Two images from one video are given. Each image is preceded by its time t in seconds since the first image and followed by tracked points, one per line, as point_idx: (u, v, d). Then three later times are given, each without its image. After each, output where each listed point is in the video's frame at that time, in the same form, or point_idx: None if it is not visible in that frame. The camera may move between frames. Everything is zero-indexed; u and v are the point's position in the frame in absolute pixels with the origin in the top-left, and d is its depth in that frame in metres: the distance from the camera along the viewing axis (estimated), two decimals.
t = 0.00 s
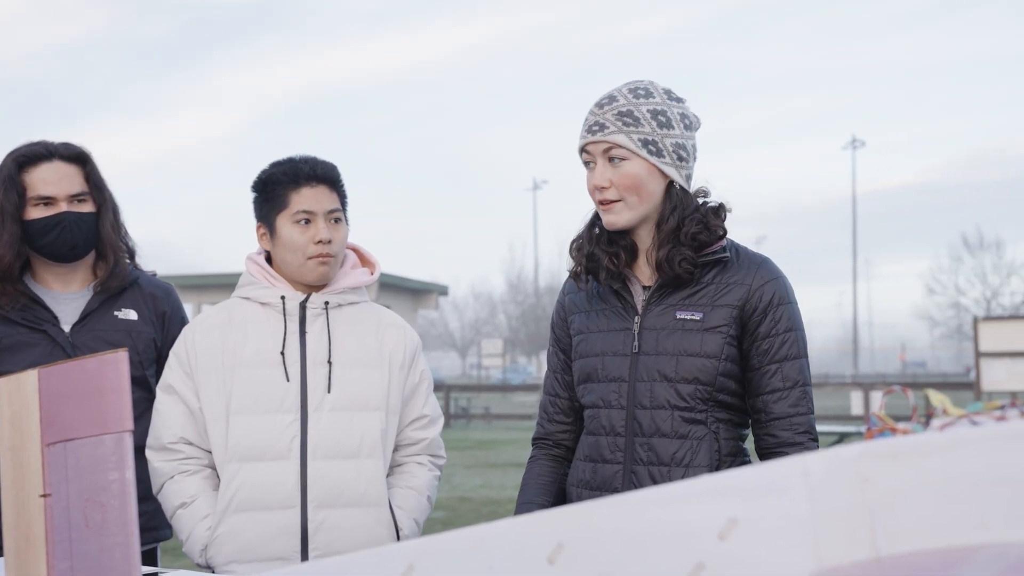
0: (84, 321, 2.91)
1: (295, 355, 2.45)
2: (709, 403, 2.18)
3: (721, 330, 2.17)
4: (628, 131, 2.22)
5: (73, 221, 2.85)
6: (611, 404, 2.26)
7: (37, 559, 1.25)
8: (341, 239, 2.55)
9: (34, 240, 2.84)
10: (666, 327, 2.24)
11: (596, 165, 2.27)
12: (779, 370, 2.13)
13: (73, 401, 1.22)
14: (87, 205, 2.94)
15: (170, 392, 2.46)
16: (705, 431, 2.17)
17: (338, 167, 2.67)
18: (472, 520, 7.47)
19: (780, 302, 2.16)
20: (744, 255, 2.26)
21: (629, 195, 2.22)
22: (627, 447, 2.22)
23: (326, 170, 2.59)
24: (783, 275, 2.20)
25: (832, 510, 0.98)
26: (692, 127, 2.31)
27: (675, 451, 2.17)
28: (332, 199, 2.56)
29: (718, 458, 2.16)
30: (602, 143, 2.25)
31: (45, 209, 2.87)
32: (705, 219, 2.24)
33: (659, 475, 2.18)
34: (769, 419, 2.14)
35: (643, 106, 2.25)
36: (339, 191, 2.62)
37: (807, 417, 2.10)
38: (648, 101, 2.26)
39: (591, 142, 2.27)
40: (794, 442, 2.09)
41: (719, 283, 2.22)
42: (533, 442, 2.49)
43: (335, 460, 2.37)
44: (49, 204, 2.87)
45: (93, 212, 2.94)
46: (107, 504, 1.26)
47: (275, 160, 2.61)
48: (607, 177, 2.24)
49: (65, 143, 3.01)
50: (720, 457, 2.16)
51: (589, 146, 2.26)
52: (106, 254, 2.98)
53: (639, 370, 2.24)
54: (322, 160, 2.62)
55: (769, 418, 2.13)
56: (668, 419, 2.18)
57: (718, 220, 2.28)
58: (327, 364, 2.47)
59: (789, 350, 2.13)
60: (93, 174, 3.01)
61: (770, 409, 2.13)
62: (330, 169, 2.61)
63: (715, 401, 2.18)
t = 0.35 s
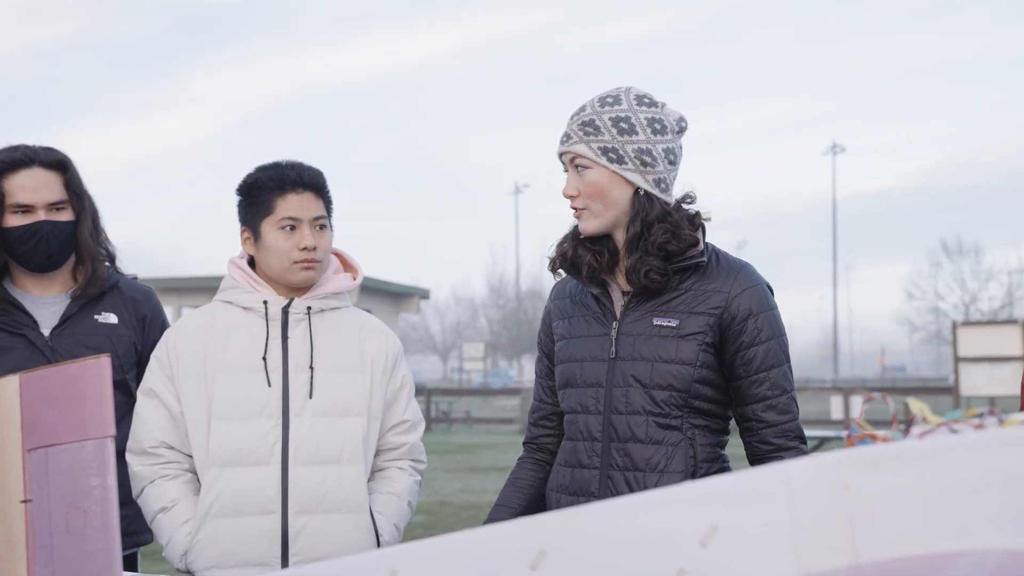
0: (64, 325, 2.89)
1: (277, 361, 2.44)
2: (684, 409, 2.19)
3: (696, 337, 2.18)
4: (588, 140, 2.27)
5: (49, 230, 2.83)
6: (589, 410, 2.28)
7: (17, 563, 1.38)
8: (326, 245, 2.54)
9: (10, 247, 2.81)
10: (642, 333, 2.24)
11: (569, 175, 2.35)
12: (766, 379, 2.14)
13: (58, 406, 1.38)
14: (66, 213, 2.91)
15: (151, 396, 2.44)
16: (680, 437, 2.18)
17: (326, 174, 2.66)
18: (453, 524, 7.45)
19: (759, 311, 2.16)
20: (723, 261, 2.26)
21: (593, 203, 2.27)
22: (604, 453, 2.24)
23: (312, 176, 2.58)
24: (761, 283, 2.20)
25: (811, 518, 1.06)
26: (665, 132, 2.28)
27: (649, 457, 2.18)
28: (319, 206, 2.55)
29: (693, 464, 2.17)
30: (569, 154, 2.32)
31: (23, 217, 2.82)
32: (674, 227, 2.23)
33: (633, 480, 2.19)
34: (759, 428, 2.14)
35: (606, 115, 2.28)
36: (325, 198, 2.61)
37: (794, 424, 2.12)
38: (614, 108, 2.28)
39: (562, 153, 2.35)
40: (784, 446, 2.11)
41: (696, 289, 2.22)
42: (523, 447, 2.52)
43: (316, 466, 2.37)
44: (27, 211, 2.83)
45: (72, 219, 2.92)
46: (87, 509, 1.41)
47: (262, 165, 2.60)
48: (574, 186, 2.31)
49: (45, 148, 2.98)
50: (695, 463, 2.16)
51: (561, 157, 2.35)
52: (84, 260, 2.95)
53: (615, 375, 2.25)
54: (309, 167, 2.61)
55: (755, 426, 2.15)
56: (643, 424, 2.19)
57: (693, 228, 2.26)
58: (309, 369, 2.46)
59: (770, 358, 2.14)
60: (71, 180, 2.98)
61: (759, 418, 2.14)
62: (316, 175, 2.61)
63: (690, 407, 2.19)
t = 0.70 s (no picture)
0: (40, 328, 2.86)
1: (258, 366, 2.43)
2: (663, 414, 2.20)
3: (676, 343, 2.20)
4: (564, 146, 2.30)
5: (24, 228, 2.81)
6: (568, 413, 2.28)
7: None
8: (306, 249, 2.53)
9: None
10: (623, 338, 2.26)
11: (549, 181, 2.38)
12: (744, 387, 2.16)
13: None
14: (42, 212, 2.89)
15: (129, 399, 2.42)
16: (658, 442, 2.19)
17: (307, 177, 2.65)
18: (430, 528, 7.43)
19: (738, 318, 2.18)
20: (705, 268, 2.28)
21: (570, 209, 2.29)
22: (582, 456, 2.24)
23: (293, 179, 2.57)
24: (741, 290, 2.22)
25: (789, 521, 1.10)
26: (641, 137, 2.29)
27: (628, 461, 2.19)
28: (299, 209, 2.54)
29: (670, 469, 2.18)
30: (547, 160, 2.35)
31: None
32: (652, 234, 2.24)
33: (611, 484, 2.19)
34: (735, 435, 2.16)
35: (582, 121, 2.30)
36: (305, 201, 2.61)
37: (771, 431, 2.13)
38: (591, 113, 2.30)
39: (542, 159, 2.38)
40: (760, 453, 2.13)
41: (677, 296, 2.24)
42: (504, 449, 2.53)
43: (297, 471, 2.36)
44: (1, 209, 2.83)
45: (48, 218, 2.90)
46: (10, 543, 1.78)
47: (242, 168, 2.59)
48: (551, 192, 2.33)
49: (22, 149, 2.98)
50: (672, 468, 2.18)
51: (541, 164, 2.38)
52: (62, 260, 2.92)
53: (595, 379, 2.26)
54: (289, 170, 2.60)
55: (732, 432, 2.16)
56: (621, 429, 2.20)
57: (672, 235, 2.26)
58: (290, 374, 2.45)
59: (749, 366, 2.16)
60: (49, 179, 2.94)
61: (736, 425, 2.16)
62: (297, 179, 2.60)
63: (668, 412, 2.21)
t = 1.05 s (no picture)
0: (16, 331, 2.83)
1: (237, 369, 2.42)
2: (642, 418, 2.21)
3: (656, 347, 2.21)
4: (542, 153, 2.32)
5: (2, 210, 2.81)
6: (549, 416, 2.29)
7: None
8: (286, 252, 2.53)
9: None
10: (604, 341, 2.27)
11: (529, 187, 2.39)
12: (723, 392, 2.17)
13: None
14: (19, 200, 2.89)
15: (107, 402, 2.40)
16: (638, 445, 2.20)
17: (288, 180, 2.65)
18: (407, 530, 7.43)
19: (719, 323, 2.20)
20: (686, 273, 2.29)
21: (549, 215, 2.31)
22: (562, 459, 2.25)
23: (274, 183, 2.57)
24: (722, 295, 2.24)
25: (766, 524, 1.11)
26: (619, 144, 2.30)
27: (606, 464, 2.20)
28: (280, 212, 2.54)
29: (649, 472, 2.19)
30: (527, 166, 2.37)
31: None
32: (627, 243, 2.25)
33: (589, 487, 2.20)
34: (714, 439, 2.17)
35: (560, 128, 2.32)
36: (286, 205, 2.60)
37: (749, 436, 2.15)
38: (569, 120, 2.32)
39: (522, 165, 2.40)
40: (739, 458, 2.14)
41: (658, 300, 2.25)
42: (487, 450, 2.54)
43: (277, 474, 2.35)
44: None
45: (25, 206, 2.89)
46: None
47: (223, 171, 2.58)
48: (531, 199, 2.35)
49: None
50: (651, 471, 2.19)
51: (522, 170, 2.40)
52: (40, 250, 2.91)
53: (576, 382, 2.27)
54: (270, 173, 2.60)
55: (711, 437, 2.18)
56: (600, 432, 2.21)
57: (647, 242, 2.29)
58: (270, 378, 2.44)
59: (729, 371, 2.17)
60: (25, 170, 2.93)
61: (714, 429, 2.17)
62: (278, 182, 2.59)
63: (648, 416, 2.22)
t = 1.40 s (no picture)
0: None
1: (216, 371, 2.41)
2: (624, 420, 2.23)
3: (639, 350, 2.23)
4: (537, 154, 2.31)
5: None
6: (531, 417, 2.30)
7: None
8: (265, 255, 2.52)
9: None
10: (587, 344, 2.28)
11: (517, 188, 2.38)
12: (704, 395, 2.19)
13: None
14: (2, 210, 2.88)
15: (84, 404, 2.39)
16: (619, 447, 2.21)
17: (267, 184, 2.64)
18: (386, 533, 7.41)
19: (701, 328, 2.22)
20: (670, 278, 2.31)
21: (542, 217, 2.30)
22: (544, 460, 2.26)
23: (253, 186, 2.56)
24: (704, 300, 2.26)
25: (742, 527, 1.12)
26: (613, 147, 2.33)
27: (588, 466, 2.21)
28: (259, 216, 2.53)
29: (630, 474, 2.21)
30: (517, 167, 2.35)
31: None
32: (619, 243, 2.28)
33: (571, 488, 2.21)
34: (695, 443, 2.19)
35: (555, 129, 2.32)
36: (265, 208, 2.59)
37: (729, 440, 2.16)
38: (564, 121, 2.33)
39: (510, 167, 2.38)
40: (719, 461, 2.15)
41: (641, 303, 2.27)
42: (467, 450, 2.55)
43: (255, 477, 2.35)
44: None
45: (8, 217, 2.88)
46: None
47: (202, 174, 2.57)
48: (522, 200, 2.33)
49: None
50: (632, 473, 2.20)
51: (511, 170, 2.38)
52: (20, 258, 2.89)
53: (558, 384, 2.28)
54: (250, 176, 2.59)
55: (692, 441, 2.19)
56: (583, 434, 2.22)
57: (638, 246, 2.31)
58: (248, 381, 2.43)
59: (710, 375, 2.19)
60: (8, 179, 2.93)
61: (695, 432, 2.19)
62: (256, 185, 2.58)
63: (630, 418, 2.23)
